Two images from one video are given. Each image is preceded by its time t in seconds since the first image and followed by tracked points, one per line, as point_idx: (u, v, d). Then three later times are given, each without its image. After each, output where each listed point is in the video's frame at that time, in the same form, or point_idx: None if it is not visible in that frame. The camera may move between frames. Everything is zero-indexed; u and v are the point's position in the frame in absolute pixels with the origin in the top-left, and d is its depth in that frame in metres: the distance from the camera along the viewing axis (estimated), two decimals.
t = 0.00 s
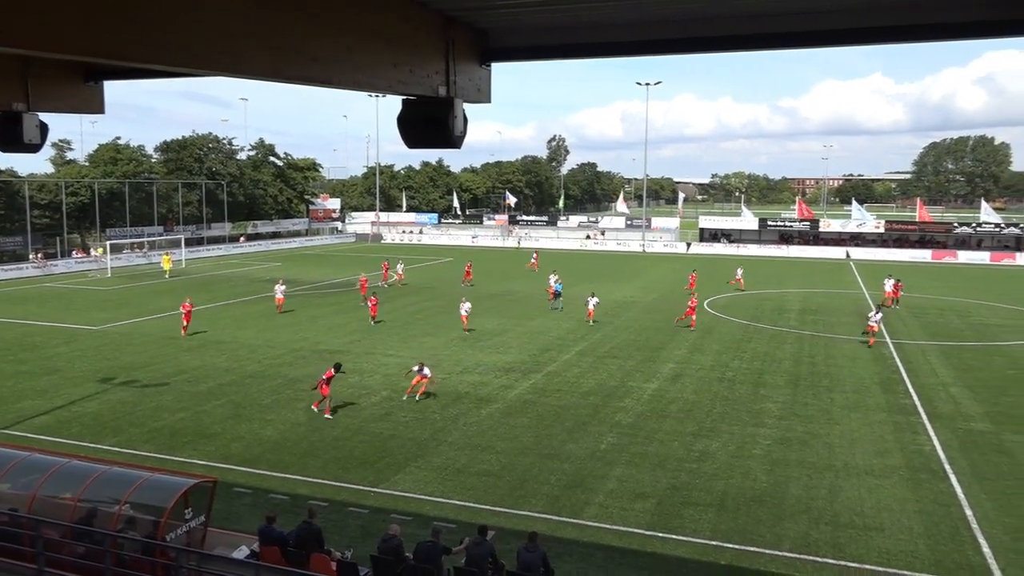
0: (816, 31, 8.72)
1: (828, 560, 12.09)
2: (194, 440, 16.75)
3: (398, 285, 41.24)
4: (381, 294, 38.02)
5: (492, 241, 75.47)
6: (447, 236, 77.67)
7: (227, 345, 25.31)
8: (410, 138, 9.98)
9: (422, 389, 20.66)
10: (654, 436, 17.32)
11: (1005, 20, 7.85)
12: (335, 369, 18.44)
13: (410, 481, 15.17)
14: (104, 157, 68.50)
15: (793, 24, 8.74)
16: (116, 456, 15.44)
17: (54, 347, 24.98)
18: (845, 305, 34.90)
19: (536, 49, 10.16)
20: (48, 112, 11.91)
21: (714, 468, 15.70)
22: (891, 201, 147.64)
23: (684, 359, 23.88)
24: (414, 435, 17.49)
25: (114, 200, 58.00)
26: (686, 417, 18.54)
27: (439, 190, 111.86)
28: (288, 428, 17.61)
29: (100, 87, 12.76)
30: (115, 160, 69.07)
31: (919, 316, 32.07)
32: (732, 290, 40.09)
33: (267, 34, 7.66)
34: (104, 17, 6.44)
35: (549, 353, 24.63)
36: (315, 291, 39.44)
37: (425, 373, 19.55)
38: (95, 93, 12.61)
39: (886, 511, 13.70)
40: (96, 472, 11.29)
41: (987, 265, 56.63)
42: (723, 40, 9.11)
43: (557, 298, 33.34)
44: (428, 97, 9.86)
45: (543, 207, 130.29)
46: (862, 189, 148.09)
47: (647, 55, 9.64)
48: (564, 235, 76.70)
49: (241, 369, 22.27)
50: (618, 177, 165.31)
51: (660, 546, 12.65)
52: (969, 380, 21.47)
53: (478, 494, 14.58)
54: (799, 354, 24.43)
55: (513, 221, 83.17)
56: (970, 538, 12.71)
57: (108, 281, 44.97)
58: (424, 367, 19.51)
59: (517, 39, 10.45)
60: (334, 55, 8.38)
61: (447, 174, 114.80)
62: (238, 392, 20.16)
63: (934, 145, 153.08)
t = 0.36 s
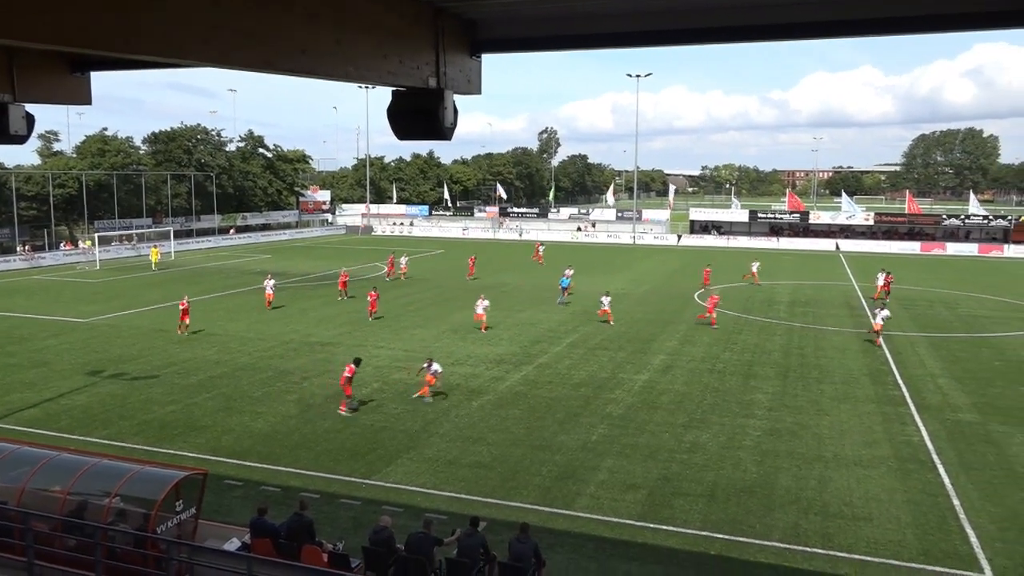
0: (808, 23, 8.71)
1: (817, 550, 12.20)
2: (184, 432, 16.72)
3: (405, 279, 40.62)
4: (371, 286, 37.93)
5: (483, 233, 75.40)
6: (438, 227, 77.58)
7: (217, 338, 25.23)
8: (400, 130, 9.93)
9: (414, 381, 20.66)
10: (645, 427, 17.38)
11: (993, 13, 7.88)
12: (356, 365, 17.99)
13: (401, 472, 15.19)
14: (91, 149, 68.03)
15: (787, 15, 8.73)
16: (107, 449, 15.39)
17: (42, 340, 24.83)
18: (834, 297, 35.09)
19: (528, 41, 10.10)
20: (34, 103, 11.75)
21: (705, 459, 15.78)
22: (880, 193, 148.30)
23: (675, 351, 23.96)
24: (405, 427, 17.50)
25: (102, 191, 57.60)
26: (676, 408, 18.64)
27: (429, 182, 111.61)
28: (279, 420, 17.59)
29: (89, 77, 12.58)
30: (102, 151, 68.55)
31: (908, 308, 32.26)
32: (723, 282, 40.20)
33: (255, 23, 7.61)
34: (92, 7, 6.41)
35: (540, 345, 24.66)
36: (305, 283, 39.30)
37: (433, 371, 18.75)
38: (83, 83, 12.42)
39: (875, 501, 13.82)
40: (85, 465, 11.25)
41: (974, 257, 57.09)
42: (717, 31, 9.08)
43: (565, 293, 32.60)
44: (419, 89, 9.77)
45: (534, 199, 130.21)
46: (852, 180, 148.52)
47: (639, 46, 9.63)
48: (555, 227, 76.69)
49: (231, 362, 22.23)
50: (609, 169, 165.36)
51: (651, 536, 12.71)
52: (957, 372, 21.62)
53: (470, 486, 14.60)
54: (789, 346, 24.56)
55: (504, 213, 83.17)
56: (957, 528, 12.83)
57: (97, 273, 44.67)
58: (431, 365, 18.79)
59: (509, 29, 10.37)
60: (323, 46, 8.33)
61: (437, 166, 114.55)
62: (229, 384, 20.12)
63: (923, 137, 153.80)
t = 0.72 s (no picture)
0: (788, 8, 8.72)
1: (798, 532, 12.32)
2: (166, 422, 16.61)
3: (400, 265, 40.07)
4: (354, 274, 37.79)
5: (466, 220, 75.30)
6: (421, 214, 77.38)
7: (199, 326, 25.07)
8: (381, 117, 9.61)
9: (397, 369, 20.63)
10: (628, 413, 17.46)
11: None
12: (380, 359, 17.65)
13: (385, 460, 15.18)
14: (69, 136, 67.15)
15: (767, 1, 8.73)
16: (88, 439, 15.25)
17: (20, 330, 24.56)
18: (815, 282, 35.36)
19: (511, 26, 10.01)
20: (11, 88, 11.54)
21: (687, 444, 15.88)
22: (860, 179, 149.48)
23: (658, 337, 24.08)
24: (389, 414, 17.49)
25: (81, 179, 56.90)
26: (659, 393, 18.75)
27: (412, 169, 111.20)
28: (262, 409, 17.53)
29: (66, 63, 12.41)
30: (80, 138, 67.69)
31: (887, 293, 32.60)
32: (705, 268, 40.41)
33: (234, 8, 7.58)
34: None
35: (524, 331, 24.70)
36: (287, 271, 39.08)
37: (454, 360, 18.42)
38: (59, 69, 12.26)
39: (855, 484, 13.98)
40: (65, 456, 11.13)
41: (952, 242, 57.74)
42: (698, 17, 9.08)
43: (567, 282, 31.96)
44: (401, 75, 9.49)
45: (518, 186, 130.18)
46: (833, 167, 149.48)
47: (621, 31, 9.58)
48: (539, 214, 76.71)
49: (213, 350, 22.10)
50: (592, 156, 165.49)
51: (634, 520, 12.80)
52: (935, 355, 21.87)
53: (454, 473, 14.62)
54: (770, 331, 24.74)
55: (487, 200, 83.09)
56: (935, 509, 13.00)
57: (76, 262, 44.21)
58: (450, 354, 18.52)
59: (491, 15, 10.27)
60: (304, 30, 8.27)
61: (420, 153, 114.09)
62: (210, 373, 19.99)
63: (903, 124, 154.96)
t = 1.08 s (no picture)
0: None
1: (776, 518, 12.48)
2: (145, 413, 16.49)
3: (393, 258, 39.12)
4: (333, 263, 37.59)
5: (446, 208, 75.13)
6: (401, 203, 77.07)
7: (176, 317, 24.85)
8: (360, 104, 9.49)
9: (378, 358, 20.59)
10: (609, 401, 17.57)
11: None
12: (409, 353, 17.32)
13: (367, 449, 15.17)
14: (42, 124, 66.06)
15: None
16: (65, 431, 15.09)
17: None
18: (793, 270, 35.66)
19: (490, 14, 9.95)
20: None
21: (667, 431, 16.01)
22: (837, 167, 150.82)
23: (638, 325, 24.21)
24: (369, 403, 17.48)
25: (54, 168, 56.02)
26: (639, 381, 18.86)
27: (391, 157, 110.65)
28: (242, 399, 17.44)
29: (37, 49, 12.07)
30: (53, 126, 66.62)
31: (864, 280, 32.98)
32: (685, 256, 40.63)
33: None
34: None
35: (504, 320, 24.73)
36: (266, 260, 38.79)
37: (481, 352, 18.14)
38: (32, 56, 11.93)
39: (832, 469, 14.18)
40: (41, 448, 11.00)
41: (927, 230, 58.46)
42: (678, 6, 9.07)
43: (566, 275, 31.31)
44: (379, 62, 9.37)
45: (498, 174, 130.01)
46: (812, 156, 150.65)
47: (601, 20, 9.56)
48: (519, 203, 76.67)
49: (191, 340, 21.93)
50: (572, 145, 165.54)
51: (614, 507, 12.90)
52: (910, 342, 22.18)
53: (436, 462, 14.64)
54: (749, 319, 24.95)
55: (467, 188, 82.94)
56: (910, 494, 13.22)
57: (50, 252, 43.55)
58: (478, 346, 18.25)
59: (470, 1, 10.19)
60: (281, 16, 8.24)
61: (400, 141, 113.53)
62: (188, 363, 19.84)
63: (880, 112, 156.20)
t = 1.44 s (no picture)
0: None
1: (757, 509, 12.56)
2: (124, 411, 16.34)
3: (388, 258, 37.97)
4: (315, 259, 37.43)
5: (429, 203, 75.10)
6: (383, 199, 76.93)
7: (156, 314, 24.63)
8: (342, 99, 9.45)
9: (360, 354, 20.53)
10: (592, 395, 17.60)
11: None
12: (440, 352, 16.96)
13: (349, 446, 15.11)
14: (18, 119, 65.29)
15: None
16: (43, 430, 14.91)
17: None
18: (774, 264, 35.91)
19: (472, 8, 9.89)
20: None
21: (650, 424, 16.07)
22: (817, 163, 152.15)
23: (620, 319, 24.29)
24: (352, 400, 17.41)
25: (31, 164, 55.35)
26: (622, 375, 18.92)
27: (373, 153, 110.42)
28: (223, 397, 17.32)
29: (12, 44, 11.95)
30: (29, 121, 65.86)
31: (844, 273, 33.29)
32: (667, 251, 40.82)
33: None
34: None
35: (487, 316, 24.73)
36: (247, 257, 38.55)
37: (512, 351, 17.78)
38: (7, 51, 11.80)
39: (812, 461, 14.28)
40: (17, 448, 10.82)
41: (905, 224, 59.07)
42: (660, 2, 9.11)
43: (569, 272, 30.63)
44: (360, 57, 9.32)
45: (480, 169, 130.29)
46: (792, 151, 151.80)
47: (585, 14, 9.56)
48: (501, 198, 76.75)
49: (172, 338, 21.75)
50: (555, 140, 165.97)
51: (597, 501, 12.93)
52: (890, 335, 22.39)
53: (418, 457, 14.61)
54: (731, 313, 25.10)
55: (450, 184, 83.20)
56: (889, 484, 13.35)
57: (26, 249, 43.05)
58: (507, 342, 17.90)
59: None
60: (260, 11, 8.16)
61: (382, 136, 113.24)
62: (169, 361, 19.68)
63: (859, 107, 157.42)
